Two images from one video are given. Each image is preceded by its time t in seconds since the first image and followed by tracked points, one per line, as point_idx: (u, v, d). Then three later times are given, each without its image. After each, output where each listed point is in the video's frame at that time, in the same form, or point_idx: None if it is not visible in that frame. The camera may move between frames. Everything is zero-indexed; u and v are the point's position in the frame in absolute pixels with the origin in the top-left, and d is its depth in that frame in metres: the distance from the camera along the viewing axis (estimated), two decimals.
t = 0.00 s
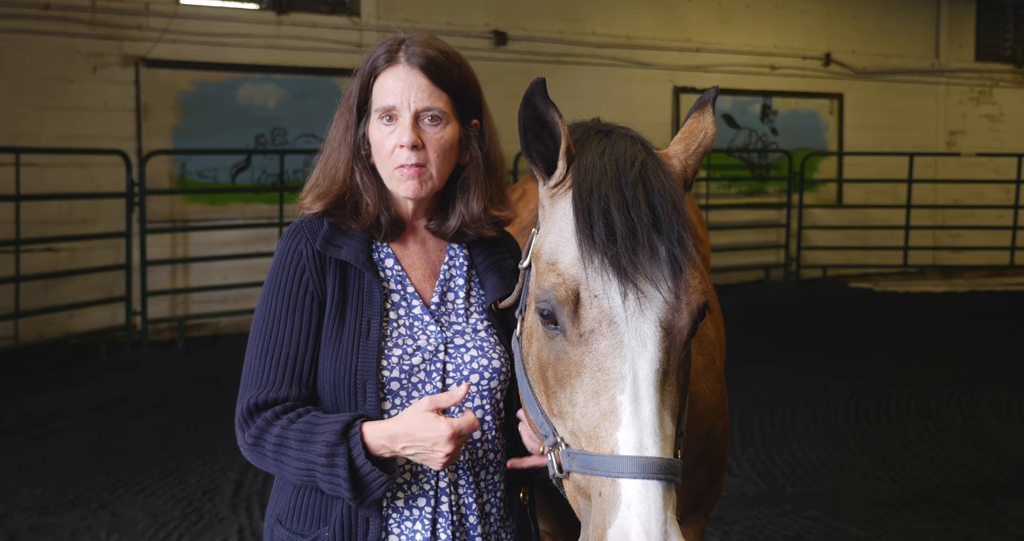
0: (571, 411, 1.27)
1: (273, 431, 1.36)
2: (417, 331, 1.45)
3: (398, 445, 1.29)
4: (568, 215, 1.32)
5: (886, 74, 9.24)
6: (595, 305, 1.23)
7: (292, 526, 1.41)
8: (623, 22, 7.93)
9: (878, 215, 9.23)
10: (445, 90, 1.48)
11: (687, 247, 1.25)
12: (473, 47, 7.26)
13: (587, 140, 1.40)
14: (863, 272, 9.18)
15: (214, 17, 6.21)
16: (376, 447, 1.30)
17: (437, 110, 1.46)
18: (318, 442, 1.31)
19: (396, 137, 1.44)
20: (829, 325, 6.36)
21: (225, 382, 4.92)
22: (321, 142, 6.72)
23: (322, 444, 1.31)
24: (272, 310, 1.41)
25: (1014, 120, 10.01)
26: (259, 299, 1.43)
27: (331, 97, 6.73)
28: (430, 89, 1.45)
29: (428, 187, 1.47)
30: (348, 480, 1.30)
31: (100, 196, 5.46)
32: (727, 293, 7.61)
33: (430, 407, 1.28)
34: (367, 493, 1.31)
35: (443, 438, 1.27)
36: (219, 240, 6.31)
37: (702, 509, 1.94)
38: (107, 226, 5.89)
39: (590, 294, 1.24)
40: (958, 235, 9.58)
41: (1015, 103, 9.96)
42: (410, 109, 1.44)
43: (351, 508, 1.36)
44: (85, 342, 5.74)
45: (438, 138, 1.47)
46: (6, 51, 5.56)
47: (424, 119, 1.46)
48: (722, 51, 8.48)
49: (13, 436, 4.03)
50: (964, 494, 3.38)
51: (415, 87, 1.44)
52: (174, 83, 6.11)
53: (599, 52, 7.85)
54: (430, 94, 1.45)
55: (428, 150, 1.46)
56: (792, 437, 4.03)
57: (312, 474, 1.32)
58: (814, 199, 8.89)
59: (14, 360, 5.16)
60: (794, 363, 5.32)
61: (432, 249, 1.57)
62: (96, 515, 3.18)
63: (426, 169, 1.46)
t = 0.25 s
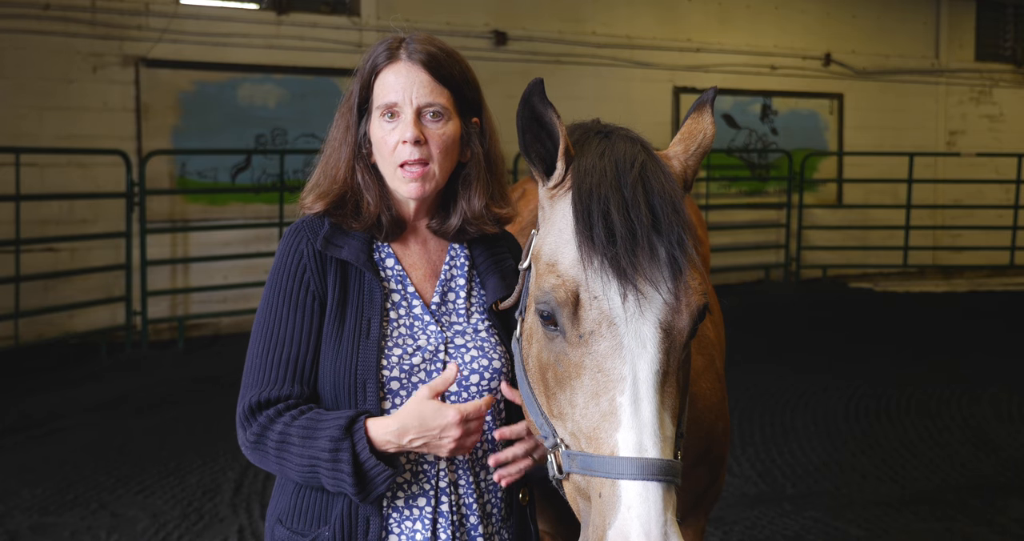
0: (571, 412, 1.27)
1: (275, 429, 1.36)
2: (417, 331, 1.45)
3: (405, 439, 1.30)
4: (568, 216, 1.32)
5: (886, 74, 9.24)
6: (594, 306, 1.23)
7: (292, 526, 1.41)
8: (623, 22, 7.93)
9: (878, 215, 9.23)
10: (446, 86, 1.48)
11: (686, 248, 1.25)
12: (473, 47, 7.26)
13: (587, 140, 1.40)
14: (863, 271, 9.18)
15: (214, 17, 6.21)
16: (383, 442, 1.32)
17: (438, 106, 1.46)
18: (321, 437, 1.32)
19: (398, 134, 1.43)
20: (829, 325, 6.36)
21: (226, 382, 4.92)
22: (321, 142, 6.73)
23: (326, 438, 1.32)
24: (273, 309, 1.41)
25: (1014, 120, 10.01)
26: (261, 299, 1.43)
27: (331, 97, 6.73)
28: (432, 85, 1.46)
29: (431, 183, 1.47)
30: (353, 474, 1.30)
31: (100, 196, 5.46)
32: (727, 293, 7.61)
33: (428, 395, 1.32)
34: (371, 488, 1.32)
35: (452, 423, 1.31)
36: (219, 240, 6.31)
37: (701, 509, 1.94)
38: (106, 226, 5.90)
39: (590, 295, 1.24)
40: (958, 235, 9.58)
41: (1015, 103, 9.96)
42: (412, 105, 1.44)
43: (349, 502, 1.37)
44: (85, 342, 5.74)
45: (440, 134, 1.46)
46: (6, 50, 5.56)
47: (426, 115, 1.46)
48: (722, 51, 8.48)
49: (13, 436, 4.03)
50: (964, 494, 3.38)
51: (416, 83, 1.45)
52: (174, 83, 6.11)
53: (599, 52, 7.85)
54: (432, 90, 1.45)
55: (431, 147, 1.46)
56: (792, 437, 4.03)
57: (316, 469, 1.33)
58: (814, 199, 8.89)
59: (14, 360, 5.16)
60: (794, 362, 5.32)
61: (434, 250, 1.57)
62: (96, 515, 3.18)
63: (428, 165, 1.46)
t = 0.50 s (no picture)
0: (570, 412, 1.27)
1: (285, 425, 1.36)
2: (419, 330, 1.45)
3: (423, 423, 1.31)
4: (568, 216, 1.32)
5: (886, 74, 9.24)
6: (593, 306, 1.23)
7: (294, 524, 1.41)
8: (623, 22, 7.93)
9: (878, 215, 9.23)
10: (447, 85, 1.48)
11: (686, 249, 1.25)
12: (473, 47, 7.26)
13: (587, 140, 1.40)
14: (863, 272, 9.18)
15: (214, 17, 6.21)
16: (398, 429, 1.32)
17: (439, 104, 1.46)
18: (334, 428, 1.33)
19: (400, 132, 1.43)
20: (829, 325, 6.36)
21: (225, 382, 4.92)
22: (321, 142, 6.73)
23: (341, 427, 1.33)
24: (279, 307, 1.41)
25: (1014, 120, 10.01)
26: (266, 298, 1.43)
27: (331, 97, 6.73)
28: (432, 83, 1.46)
29: (433, 181, 1.47)
30: (370, 463, 1.31)
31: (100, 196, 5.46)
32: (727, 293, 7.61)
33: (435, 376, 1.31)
34: (388, 474, 1.33)
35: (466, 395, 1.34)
36: (219, 240, 6.31)
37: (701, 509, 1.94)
38: (107, 226, 5.90)
39: (590, 295, 1.24)
40: (958, 235, 9.58)
41: (1015, 103, 9.96)
42: (413, 103, 1.44)
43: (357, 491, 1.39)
44: (85, 342, 5.74)
45: (441, 132, 1.46)
46: (6, 50, 5.56)
47: (427, 113, 1.46)
48: (722, 51, 8.48)
49: (13, 436, 4.03)
50: (963, 494, 3.38)
51: (416, 82, 1.45)
52: (174, 83, 6.11)
53: (600, 52, 7.85)
54: (432, 89, 1.45)
55: (433, 145, 1.45)
56: (792, 437, 4.03)
57: (330, 459, 1.34)
58: (814, 199, 8.89)
59: (14, 360, 5.16)
60: (794, 362, 5.32)
61: (435, 250, 1.57)
62: (97, 515, 3.18)
63: (430, 163, 1.46)
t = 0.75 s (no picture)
0: (569, 415, 1.27)
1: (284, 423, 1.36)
2: (420, 328, 1.45)
3: (414, 423, 1.30)
4: (568, 219, 1.32)
5: (886, 74, 9.24)
6: (592, 309, 1.23)
7: (294, 521, 1.42)
8: (623, 22, 7.93)
9: (878, 215, 9.23)
10: (445, 84, 1.49)
11: (685, 251, 1.24)
12: (473, 47, 7.26)
13: (587, 142, 1.40)
14: (863, 272, 9.18)
15: (214, 17, 6.21)
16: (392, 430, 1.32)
17: (438, 103, 1.46)
18: (330, 428, 1.33)
19: (400, 132, 1.43)
20: (828, 325, 6.36)
21: (225, 382, 4.92)
22: (321, 142, 6.73)
23: (335, 428, 1.32)
24: (279, 305, 1.41)
25: (1014, 120, 10.01)
26: (268, 296, 1.43)
27: (331, 97, 6.73)
28: (431, 83, 1.46)
29: (434, 180, 1.46)
30: (365, 464, 1.31)
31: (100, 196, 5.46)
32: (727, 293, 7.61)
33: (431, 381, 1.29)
34: (382, 476, 1.33)
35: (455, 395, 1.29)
36: (219, 240, 6.31)
37: (701, 509, 1.94)
38: (107, 226, 5.90)
39: (588, 298, 1.24)
40: (958, 235, 9.58)
41: (1015, 103, 9.96)
42: (412, 102, 1.44)
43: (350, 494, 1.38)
44: (85, 342, 5.74)
45: (441, 131, 1.46)
46: (6, 51, 5.56)
47: (427, 112, 1.46)
48: (722, 51, 8.48)
49: (13, 436, 4.03)
50: (964, 494, 3.38)
51: (415, 82, 1.45)
52: (174, 83, 6.11)
53: (599, 52, 7.85)
54: (431, 88, 1.45)
55: (433, 143, 1.45)
56: (792, 437, 4.03)
57: (326, 460, 1.34)
58: (814, 199, 8.89)
59: (14, 360, 5.16)
60: (794, 362, 5.32)
61: (439, 248, 1.57)
62: (96, 515, 3.18)
63: (431, 162, 1.45)
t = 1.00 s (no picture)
0: (569, 417, 1.27)
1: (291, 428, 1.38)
2: (417, 328, 1.45)
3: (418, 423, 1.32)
4: (568, 222, 1.32)
5: (886, 74, 9.24)
6: (593, 312, 1.23)
7: (292, 514, 1.45)
8: (623, 22, 7.93)
9: (878, 215, 9.23)
10: (440, 84, 1.48)
11: (686, 254, 1.25)
12: (473, 47, 7.26)
13: (587, 145, 1.40)
14: (863, 272, 9.18)
15: (214, 17, 6.21)
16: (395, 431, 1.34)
17: (433, 105, 1.46)
18: (336, 432, 1.35)
19: (396, 135, 1.43)
20: (828, 325, 6.36)
21: (225, 382, 4.92)
22: (321, 142, 6.73)
23: (342, 432, 1.34)
24: (279, 309, 1.43)
25: (1014, 120, 10.01)
26: (268, 300, 1.45)
27: (331, 97, 6.73)
28: (425, 84, 1.46)
29: (432, 181, 1.47)
30: (371, 467, 1.33)
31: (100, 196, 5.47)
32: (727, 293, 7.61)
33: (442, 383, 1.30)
34: (388, 477, 1.35)
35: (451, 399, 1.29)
36: (219, 240, 6.32)
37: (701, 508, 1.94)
38: (107, 226, 5.90)
39: (589, 300, 1.24)
40: (958, 235, 9.58)
41: (1015, 103, 9.96)
42: (407, 104, 1.44)
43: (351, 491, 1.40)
44: (85, 342, 5.74)
45: (436, 132, 1.46)
46: (6, 50, 5.56)
47: (422, 114, 1.46)
48: (722, 51, 8.48)
49: (13, 436, 4.03)
50: (964, 494, 3.38)
51: (409, 83, 1.45)
52: (174, 83, 6.11)
53: (600, 52, 7.85)
54: (425, 89, 1.45)
55: (428, 145, 1.45)
56: (792, 437, 4.03)
57: (333, 462, 1.36)
58: (814, 199, 8.89)
59: (14, 360, 5.16)
60: (794, 363, 5.32)
61: (437, 246, 1.56)
62: (97, 515, 3.18)
63: (428, 164, 1.46)
